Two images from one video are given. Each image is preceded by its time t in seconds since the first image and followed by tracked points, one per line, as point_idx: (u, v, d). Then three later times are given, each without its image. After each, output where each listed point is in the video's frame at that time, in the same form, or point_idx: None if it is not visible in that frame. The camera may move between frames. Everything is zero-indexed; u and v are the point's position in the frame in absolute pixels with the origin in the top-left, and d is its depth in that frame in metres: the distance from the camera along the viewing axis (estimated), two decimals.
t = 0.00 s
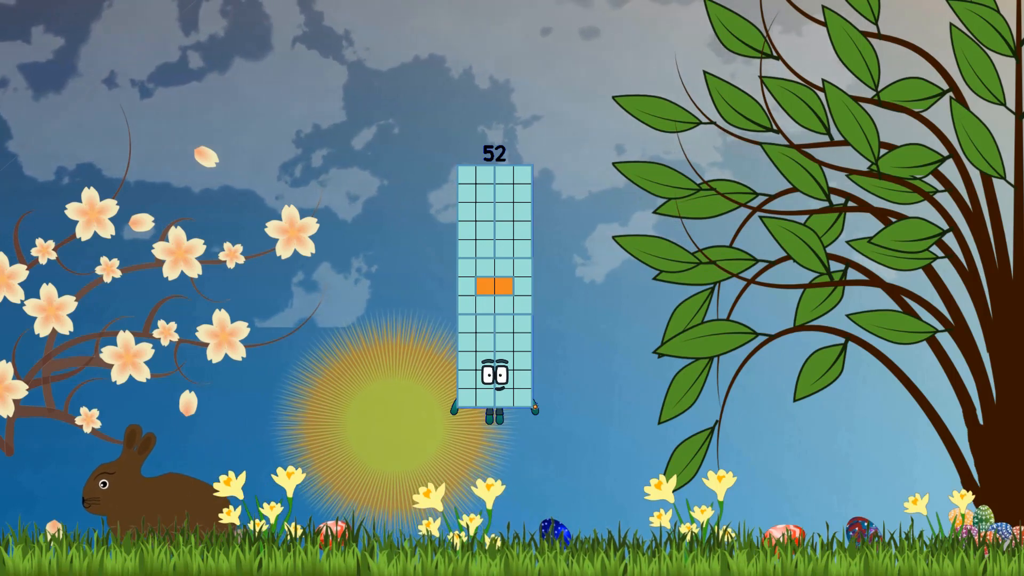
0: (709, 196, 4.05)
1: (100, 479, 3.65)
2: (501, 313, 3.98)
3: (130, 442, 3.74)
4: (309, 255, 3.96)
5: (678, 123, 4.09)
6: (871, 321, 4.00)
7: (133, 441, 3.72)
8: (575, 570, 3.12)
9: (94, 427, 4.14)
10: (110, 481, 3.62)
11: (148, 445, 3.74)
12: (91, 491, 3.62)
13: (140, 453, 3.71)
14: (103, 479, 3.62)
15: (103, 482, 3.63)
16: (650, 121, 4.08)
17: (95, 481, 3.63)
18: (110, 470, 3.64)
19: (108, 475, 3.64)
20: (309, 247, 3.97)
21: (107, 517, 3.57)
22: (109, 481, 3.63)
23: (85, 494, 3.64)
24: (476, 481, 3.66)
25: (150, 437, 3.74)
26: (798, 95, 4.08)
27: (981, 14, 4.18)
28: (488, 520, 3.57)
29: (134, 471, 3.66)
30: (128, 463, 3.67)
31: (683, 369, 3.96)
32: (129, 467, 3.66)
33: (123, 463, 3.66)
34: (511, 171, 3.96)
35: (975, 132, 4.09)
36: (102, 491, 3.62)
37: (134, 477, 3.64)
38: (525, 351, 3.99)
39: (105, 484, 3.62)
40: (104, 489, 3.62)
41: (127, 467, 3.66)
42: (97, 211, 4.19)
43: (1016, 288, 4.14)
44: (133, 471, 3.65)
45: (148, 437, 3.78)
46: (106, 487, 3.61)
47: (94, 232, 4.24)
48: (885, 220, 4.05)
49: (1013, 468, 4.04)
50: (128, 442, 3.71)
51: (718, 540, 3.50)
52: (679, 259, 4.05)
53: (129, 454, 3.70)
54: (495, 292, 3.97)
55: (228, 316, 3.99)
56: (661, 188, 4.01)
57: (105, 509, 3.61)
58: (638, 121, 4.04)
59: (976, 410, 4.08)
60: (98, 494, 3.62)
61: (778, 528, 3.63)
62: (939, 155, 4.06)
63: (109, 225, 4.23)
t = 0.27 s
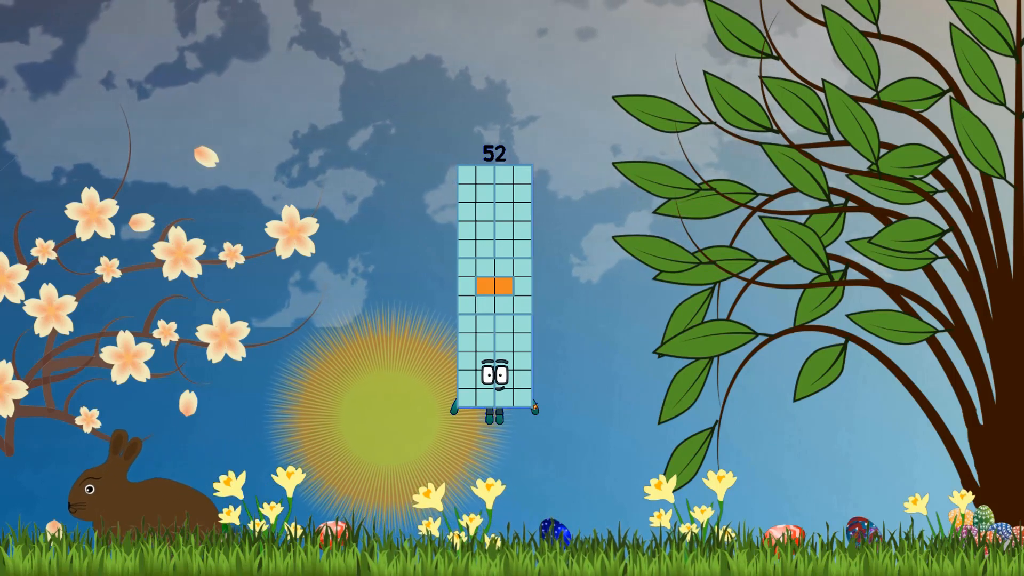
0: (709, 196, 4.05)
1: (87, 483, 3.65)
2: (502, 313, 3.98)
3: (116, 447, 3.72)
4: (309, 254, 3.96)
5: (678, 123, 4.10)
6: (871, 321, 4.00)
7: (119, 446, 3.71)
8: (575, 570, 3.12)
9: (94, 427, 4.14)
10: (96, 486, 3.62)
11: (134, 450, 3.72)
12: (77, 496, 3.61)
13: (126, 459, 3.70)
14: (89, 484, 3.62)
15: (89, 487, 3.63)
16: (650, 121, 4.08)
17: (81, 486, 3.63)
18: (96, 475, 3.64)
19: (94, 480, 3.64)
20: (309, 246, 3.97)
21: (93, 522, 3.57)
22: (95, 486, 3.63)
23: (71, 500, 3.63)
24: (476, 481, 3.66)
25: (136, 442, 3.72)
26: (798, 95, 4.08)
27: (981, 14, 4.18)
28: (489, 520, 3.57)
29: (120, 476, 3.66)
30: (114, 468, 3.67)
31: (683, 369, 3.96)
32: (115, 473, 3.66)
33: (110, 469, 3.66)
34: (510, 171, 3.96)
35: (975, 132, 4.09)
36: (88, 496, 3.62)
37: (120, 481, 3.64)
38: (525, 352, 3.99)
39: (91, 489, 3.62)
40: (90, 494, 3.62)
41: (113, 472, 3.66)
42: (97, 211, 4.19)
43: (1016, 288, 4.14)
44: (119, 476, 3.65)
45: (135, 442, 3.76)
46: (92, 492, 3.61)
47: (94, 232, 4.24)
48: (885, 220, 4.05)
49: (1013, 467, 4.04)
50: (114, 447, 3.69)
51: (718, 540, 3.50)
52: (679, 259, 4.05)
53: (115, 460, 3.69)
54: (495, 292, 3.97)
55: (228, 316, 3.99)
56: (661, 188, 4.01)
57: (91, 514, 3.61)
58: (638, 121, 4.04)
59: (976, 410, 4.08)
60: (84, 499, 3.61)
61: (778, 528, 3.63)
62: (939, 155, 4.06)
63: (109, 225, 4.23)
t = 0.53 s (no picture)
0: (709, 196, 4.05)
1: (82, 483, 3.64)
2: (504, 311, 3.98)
3: (111, 447, 3.65)
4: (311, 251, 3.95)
5: (678, 123, 4.09)
6: (871, 321, 4.00)
7: (114, 447, 3.65)
8: (575, 570, 3.12)
9: (94, 427, 4.14)
10: (91, 487, 3.60)
11: (129, 450, 3.66)
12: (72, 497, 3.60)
13: (121, 459, 3.64)
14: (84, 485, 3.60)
15: (84, 488, 3.61)
16: (650, 121, 4.08)
17: (76, 487, 3.61)
18: (90, 476, 3.61)
19: (89, 480, 3.61)
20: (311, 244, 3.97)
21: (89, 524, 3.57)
22: (90, 487, 3.61)
23: (66, 499, 3.62)
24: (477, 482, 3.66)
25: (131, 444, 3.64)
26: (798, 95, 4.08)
27: (981, 14, 4.18)
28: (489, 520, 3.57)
29: (115, 477, 3.62)
30: (109, 469, 3.62)
31: (683, 369, 3.96)
32: (110, 475, 3.61)
33: (104, 469, 3.62)
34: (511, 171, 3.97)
35: (975, 132, 4.09)
36: (83, 497, 3.60)
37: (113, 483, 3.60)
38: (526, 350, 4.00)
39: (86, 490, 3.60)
40: (85, 495, 3.60)
41: (108, 474, 3.61)
42: (97, 210, 4.19)
43: (1016, 288, 4.14)
44: (114, 478, 3.61)
45: (129, 441, 3.70)
46: (87, 494, 3.59)
47: (94, 232, 4.24)
48: (885, 220, 4.05)
49: (1013, 467, 4.04)
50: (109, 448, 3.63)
51: (718, 540, 3.50)
52: (679, 259, 4.05)
53: (109, 460, 3.63)
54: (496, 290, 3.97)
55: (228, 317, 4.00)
56: (661, 188, 4.01)
57: (86, 515, 3.60)
58: (638, 121, 4.03)
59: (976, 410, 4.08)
60: (79, 500, 3.60)
61: (778, 528, 3.63)
62: (939, 155, 4.06)
63: (109, 225, 4.23)
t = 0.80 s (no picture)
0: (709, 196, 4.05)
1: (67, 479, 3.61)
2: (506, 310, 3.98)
3: (96, 443, 3.66)
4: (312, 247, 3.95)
5: (678, 123, 4.09)
6: (871, 321, 4.00)
7: (100, 442, 3.66)
8: (575, 570, 3.12)
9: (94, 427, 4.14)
10: (76, 482, 3.58)
11: (115, 445, 3.67)
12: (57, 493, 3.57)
13: (107, 454, 3.64)
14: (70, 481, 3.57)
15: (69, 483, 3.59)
16: (650, 121, 4.08)
17: (62, 482, 3.59)
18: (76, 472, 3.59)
19: (75, 476, 3.60)
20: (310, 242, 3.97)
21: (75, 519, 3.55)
22: (76, 482, 3.59)
23: (51, 495, 3.59)
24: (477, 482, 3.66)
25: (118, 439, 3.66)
26: (798, 95, 4.08)
27: (981, 14, 4.18)
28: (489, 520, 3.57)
29: (101, 472, 3.61)
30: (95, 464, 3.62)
31: (683, 369, 3.96)
32: (96, 470, 3.60)
33: (90, 465, 3.61)
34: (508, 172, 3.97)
35: (975, 132, 4.09)
36: (68, 493, 3.58)
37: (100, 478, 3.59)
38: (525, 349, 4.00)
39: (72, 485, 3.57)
40: (71, 491, 3.57)
41: (94, 469, 3.60)
42: (97, 210, 4.19)
43: (1016, 288, 4.14)
44: (100, 473, 3.60)
45: (115, 437, 3.71)
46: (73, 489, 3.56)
47: (94, 232, 4.24)
48: (885, 220, 4.05)
49: (1013, 467, 4.04)
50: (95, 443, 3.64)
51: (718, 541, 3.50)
52: (679, 259, 4.05)
53: (95, 455, 3.64)
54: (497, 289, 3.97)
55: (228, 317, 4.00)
56: (661, 188, 4.01)
57: (72, 510, 3.58)
58: (638, 121, 4.04)
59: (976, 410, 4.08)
60: (65, 495, 3.57)
61: (778, 528, 3.63)
62: (939, 155, 4.06)
63: (109, 225, 4.23)
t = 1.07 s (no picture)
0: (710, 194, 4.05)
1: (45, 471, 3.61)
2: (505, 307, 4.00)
3: (74, 436, 3.64)
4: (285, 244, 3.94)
5: (678, 123, 4.10)
6: (871, 321, 4.00)
7: (76, 436, 3.63)
8: (574, 569, 3.12)
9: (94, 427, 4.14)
10: (53, 476, 3.58)
11: (92, 439, 3.64)
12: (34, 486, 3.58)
13: (84, 448, 3.62)
14: (46, 474, 3.58)
15: (46, 476, 3.59)
16: (650, 121, 4.08)
17: (38, 476, 3.58)
18: (52, 466, 3.58)
19: (52, 469, 3.59)
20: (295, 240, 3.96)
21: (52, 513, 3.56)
22: (53, 475, 3.59)
23: (29, 488, 3.59)
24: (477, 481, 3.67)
25: (94, 433, 3.63)
26: (798, 95, 4.08)
27: (981, 14, 4.18)
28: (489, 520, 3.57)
29: (79, 465, 3.61)
30: (71, 458, 3.61)
31: (683, 369, 3.96)
32: (73, 463, 3.60)
33: (68, 458, 3.60)
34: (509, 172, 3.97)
35: (975, 132, 4.09)
36: (46, 486, 3.58)
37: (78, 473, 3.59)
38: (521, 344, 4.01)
39: (49, 479, 3.58)
40: (48, 484, 3.58)
41: (72, 463, 3.60)
42: (97, 211, 4.19)
43: (1016, 288, 4.14)
44: (77, 467, 3.60)
45: (92, 430, 3.67)
46: (49, 483, 3.57)
47: (94, 232, 4.24)
48: (885, 220, 4.05)
49: (1013, 467, 4.04)
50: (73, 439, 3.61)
51: (718, 540, 3.50)
52: (679, 259, 4.05)
53: (72, 449, 3.62)
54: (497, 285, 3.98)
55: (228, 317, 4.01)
56: (661, 188, 4.02)
57: (50, 503, 3.59)
58: (638, 121, 4.04)
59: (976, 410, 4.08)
60: (42, 489, 3.58)
61: (778, 528, 3.63)
62: (939, 155, 4.06)
63: (109, 225, 4.23)
